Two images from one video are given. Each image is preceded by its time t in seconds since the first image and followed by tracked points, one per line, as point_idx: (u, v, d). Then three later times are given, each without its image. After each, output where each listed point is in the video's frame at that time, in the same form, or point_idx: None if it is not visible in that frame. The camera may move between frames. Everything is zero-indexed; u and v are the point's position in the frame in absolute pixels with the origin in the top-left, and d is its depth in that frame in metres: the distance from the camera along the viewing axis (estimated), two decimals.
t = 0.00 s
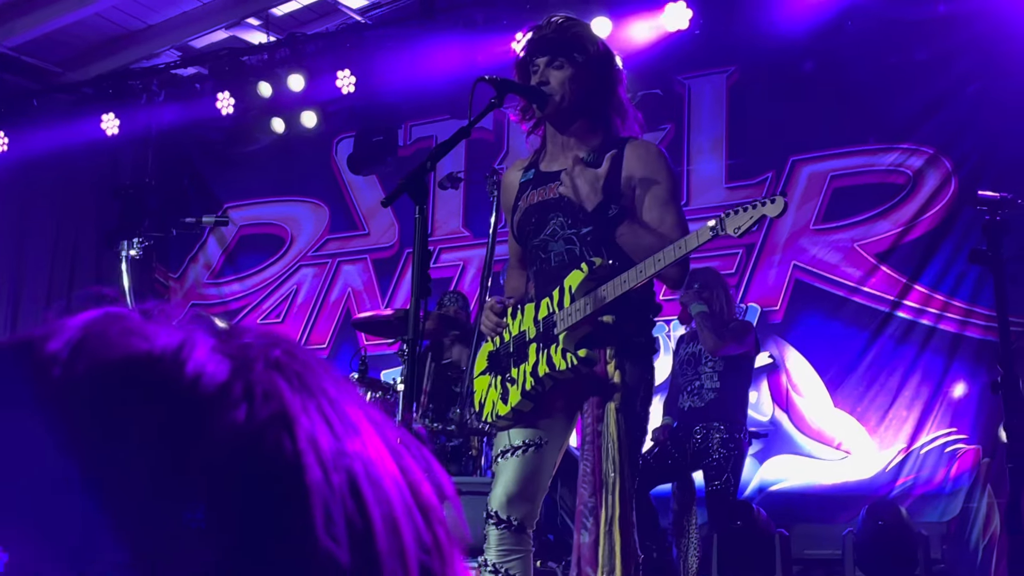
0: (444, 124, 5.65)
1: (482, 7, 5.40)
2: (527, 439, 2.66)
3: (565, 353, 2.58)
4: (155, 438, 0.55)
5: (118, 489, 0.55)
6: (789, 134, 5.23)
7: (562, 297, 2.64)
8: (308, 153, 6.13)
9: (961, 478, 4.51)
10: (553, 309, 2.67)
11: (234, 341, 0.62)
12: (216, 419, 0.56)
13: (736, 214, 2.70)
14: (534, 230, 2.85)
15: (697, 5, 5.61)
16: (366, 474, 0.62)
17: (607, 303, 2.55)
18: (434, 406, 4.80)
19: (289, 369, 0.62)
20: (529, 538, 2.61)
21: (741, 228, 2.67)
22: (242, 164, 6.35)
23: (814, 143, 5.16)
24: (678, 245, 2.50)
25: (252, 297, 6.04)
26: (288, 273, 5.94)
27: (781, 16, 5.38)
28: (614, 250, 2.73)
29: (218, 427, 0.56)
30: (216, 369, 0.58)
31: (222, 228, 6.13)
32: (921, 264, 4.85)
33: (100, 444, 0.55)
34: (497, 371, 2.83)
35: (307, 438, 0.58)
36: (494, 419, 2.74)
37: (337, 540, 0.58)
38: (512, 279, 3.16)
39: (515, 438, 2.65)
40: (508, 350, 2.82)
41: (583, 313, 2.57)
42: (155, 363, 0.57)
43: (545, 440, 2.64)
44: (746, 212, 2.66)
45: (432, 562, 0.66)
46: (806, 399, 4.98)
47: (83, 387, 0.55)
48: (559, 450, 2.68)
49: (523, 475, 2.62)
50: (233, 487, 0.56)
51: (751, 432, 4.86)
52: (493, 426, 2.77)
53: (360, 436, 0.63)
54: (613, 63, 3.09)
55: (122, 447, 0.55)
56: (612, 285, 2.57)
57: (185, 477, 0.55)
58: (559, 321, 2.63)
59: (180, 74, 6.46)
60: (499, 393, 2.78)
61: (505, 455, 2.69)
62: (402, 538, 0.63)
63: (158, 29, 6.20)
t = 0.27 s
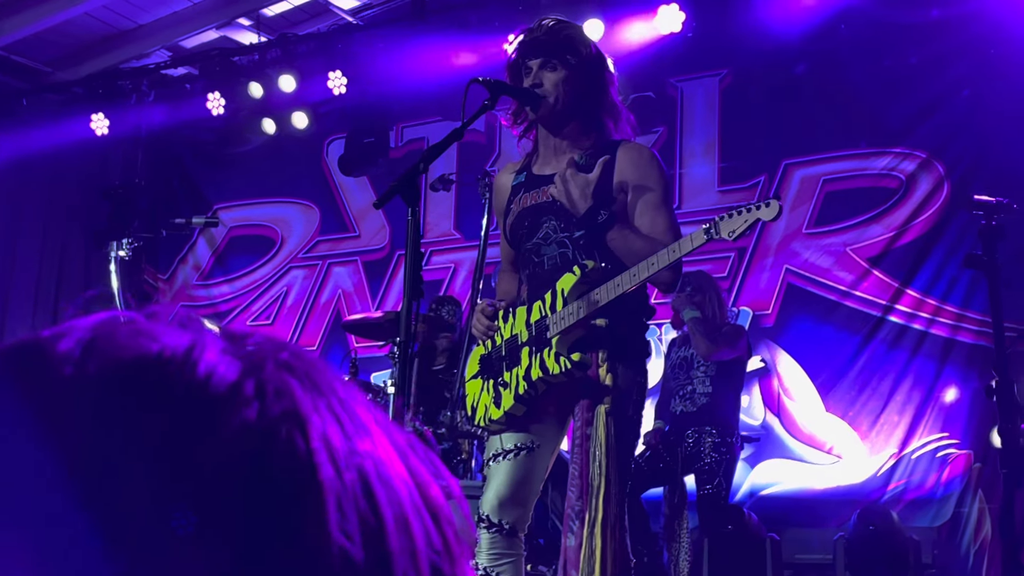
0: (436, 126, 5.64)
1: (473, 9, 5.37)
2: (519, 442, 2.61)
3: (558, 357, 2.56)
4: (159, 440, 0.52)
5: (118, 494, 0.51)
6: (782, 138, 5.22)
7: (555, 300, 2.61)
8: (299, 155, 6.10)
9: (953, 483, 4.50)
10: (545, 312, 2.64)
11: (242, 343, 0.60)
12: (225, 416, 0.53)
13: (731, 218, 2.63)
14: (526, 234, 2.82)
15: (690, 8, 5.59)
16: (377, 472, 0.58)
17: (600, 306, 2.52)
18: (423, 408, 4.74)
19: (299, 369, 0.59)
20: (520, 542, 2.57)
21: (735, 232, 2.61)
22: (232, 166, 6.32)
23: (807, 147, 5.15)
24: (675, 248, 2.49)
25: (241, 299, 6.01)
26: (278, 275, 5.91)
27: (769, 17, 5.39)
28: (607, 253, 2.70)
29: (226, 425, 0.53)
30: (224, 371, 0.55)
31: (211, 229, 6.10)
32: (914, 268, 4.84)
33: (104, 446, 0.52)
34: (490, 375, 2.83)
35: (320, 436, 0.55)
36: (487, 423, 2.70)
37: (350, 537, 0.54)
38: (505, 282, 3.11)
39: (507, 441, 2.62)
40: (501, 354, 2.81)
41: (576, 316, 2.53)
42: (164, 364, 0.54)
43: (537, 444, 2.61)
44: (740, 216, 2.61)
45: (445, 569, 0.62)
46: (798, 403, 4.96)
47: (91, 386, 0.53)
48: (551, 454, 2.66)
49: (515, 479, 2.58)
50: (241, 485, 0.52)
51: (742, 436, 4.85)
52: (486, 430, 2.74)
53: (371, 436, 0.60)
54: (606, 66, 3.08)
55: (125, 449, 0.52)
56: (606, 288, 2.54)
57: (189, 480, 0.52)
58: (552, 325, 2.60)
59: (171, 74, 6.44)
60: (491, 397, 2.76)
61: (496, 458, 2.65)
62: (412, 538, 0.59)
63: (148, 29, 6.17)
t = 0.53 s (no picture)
0: (427, 126, 5.63)
1: (464, 10, 5.37)
2: (508, 443, 2.60)
3: (549, 357, 2.52)
4: (155, 432, 0.51)
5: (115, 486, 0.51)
6: (772, 141, 5.23)
7: (546, 300, 2.58)
8: (290, 155, 6.09)
9: (940, 485, 4.50)
10: (536, 312, 2.61)
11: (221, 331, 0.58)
12: (214, 402, 0.52)
13: (725, 217, 2.65)
14: (517, 235, 2.81)
15: (680, 10, 5.60)
16: (365, 458, 0.58)
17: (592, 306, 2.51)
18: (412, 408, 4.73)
19: (284, 358, 0.58)
20: (508, 543, 2.58)
21: (729, 232, 2.64)
22: (222, 166, 6.32)
23: (797, 149, 5.16)
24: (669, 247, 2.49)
25: (231, 299, 6.01)
26: (267, 275, 5.92)
27: (760, 21, 5.38)
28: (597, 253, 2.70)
29: (216, 412, 0.52)
30: (211, 358, 0.54)
31: (201, 229, 6.10)
32: (902, 271, 4.86)
33: (99, 439, 0.51)
34: (480, 375, 2.77)
35: (310, 421, 0.55)
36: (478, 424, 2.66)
37: (343, 517, 0.54)
38: (494, 283, 3.09)
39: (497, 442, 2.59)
40: (491, 353, 2.77)
41: (567, 317, 2.51)
42: (152, 355, 0.53)
43: (527, 445, 2.59)
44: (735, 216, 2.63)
45: (432, 557, 0.61)
46: (786, 405, 4.98)
47: (81, 377, 0.52)
48: (540, 455, 2.63)
49: (503, 481, 2.56)
50: (236, 475, 0.51)
51: (731, 438, 4.86)
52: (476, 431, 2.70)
53: (359, 424, 0.60)
54: (594, 68, 3.07)
55: (119, 442, 0.51)
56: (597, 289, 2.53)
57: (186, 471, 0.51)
58: (543, 325, 2.57)
59: (161, 73, 6.43)
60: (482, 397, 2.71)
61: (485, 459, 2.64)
62: (398, 521, 0.59)
63: (138, 28, 6.16)
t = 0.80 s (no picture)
0: (417, 129, 5.64)
1: (455, 12, 5.31)
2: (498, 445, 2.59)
3: (541, 360, 2.52)
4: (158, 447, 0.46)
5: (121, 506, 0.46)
6: (763, 144, 5.24)
7: (537, 303, 2.58)
8: (281, 157, 6.09)
9: (928, 488, 4.53)
10: (528, 315, 2.60)
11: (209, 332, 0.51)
12: (213, 415, 0.47)
13: (718, 220, 2.63)
14: (508, 238, 2.78)
15: (671, 13, 5.61)
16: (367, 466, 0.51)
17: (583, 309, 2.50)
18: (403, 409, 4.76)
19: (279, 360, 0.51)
20: (498, 544, 2.55)
21: (721, 234, 2.62)
22: (213, 167, 6.32)
23: (787, 153, 5.17)
24: (660, 250, 2.48)
25: (221, 300, 6.01)
26: (258, 277, 5.92)
27: (750, 24, 5.40)
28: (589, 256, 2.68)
29: (216, 427, 0.46)
30: (204, 366, 0.47)
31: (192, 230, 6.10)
32: (891, 275, 4.88)
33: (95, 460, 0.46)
34: (471, 377, 2.74)
35: (311, 431, 0.49)
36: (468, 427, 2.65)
37: (349, 547, 0.49)
38: (487, 286, 3.09)
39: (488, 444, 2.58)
40: (483, 355, 2.72)
41: (558, 319, 2.51)
42: (137, 361, 0.47)
43: (518, 447, 2.58)
44: (727, 220, 2.61)
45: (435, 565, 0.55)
46: (776, 408, 5.00)
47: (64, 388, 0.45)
48: (530, 457, 2.62)
49: (494, 483, 2.55)
50: (247, 492, 0.47)
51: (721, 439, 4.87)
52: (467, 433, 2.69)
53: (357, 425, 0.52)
54: (586, 72, 3.07)
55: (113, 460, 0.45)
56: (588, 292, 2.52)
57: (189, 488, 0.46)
58: (535, 327, 2.56)
59: (152, 74, 6.43)
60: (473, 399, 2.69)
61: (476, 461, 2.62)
62: (399, 530, 0.52)
63: (129, 29, 6.16)
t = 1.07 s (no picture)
0: (405, 131, 5.64)
1: (445, 13, 5.33)
2: (485, 449, 2.56)
3: (529, 364, 2.48)
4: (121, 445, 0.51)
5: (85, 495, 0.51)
6: (751, 147, 5.25)
7: (525, 307, 2.54)
8: (270, 158, 6.08)
9: (916, 491, 4.55)
10: (516, 319, 2.56)
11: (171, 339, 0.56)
12: (165, 414, 0.52)
13: (706, 227, 2.63)
14: (497, 242, 2.75)
15: (660, 16, 5.59)
16: (321, 469, 0.56)
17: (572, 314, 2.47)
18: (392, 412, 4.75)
19: (234, 367, 0.56)
20: (485, 547, 2.54)
21: (709, 241, 2.61)
22: (201, 169, 6.28)
23: (776, 156, 5.18)
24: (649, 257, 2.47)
25: (209, 302, 6.00)
26: (246, 278, 5.91)
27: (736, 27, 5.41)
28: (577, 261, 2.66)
29: (170, 427, 0.51)
30: (159, 370, 0.53)
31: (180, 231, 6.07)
32: (879, 278, 4.89)
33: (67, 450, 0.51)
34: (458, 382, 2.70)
35: (262, 435, 0.54)
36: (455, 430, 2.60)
37: (299, 539, 0.53)
38: (475, 289, 3.00)
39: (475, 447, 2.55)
40: (471, 359, 2.69)
41: (547, 324, 2.48)
42: (99, 364, 0.52)
43: (506, 450, 2.55)
44: (715, 226, 2.60)
45: (392, 563, 0.61)
46: (764, 411, 5.00)
47: (39, 389, 0.51)
48: (518, 460, 2.59)
49: (481, 487, 2.54)
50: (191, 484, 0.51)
51: (710, 443, 4.87)
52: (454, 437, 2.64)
53: (317, 433, 0.58)
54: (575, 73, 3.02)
55: (75, 453, 0.50)
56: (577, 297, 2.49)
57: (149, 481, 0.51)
58: (523, 332, 2.53)
59: (141, 75, 6.41)
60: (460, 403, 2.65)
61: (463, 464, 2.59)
62: (356, 531, 0.58)
63: (117, 30, 6.16)
